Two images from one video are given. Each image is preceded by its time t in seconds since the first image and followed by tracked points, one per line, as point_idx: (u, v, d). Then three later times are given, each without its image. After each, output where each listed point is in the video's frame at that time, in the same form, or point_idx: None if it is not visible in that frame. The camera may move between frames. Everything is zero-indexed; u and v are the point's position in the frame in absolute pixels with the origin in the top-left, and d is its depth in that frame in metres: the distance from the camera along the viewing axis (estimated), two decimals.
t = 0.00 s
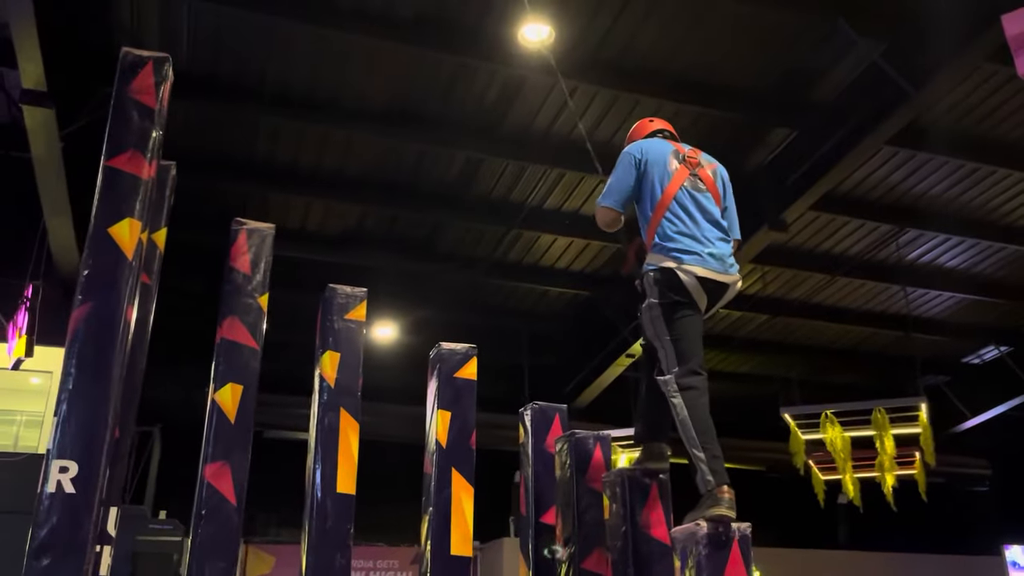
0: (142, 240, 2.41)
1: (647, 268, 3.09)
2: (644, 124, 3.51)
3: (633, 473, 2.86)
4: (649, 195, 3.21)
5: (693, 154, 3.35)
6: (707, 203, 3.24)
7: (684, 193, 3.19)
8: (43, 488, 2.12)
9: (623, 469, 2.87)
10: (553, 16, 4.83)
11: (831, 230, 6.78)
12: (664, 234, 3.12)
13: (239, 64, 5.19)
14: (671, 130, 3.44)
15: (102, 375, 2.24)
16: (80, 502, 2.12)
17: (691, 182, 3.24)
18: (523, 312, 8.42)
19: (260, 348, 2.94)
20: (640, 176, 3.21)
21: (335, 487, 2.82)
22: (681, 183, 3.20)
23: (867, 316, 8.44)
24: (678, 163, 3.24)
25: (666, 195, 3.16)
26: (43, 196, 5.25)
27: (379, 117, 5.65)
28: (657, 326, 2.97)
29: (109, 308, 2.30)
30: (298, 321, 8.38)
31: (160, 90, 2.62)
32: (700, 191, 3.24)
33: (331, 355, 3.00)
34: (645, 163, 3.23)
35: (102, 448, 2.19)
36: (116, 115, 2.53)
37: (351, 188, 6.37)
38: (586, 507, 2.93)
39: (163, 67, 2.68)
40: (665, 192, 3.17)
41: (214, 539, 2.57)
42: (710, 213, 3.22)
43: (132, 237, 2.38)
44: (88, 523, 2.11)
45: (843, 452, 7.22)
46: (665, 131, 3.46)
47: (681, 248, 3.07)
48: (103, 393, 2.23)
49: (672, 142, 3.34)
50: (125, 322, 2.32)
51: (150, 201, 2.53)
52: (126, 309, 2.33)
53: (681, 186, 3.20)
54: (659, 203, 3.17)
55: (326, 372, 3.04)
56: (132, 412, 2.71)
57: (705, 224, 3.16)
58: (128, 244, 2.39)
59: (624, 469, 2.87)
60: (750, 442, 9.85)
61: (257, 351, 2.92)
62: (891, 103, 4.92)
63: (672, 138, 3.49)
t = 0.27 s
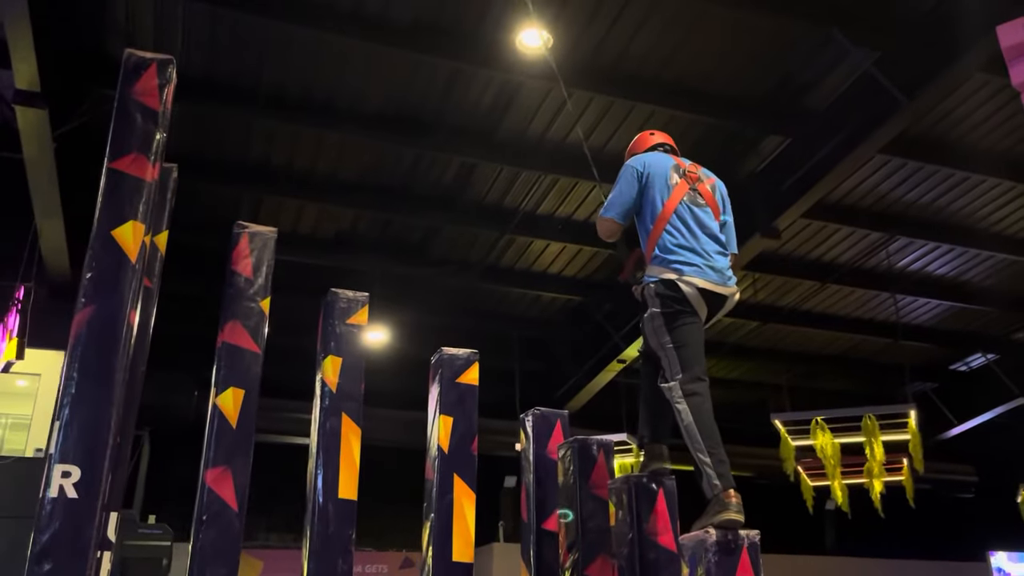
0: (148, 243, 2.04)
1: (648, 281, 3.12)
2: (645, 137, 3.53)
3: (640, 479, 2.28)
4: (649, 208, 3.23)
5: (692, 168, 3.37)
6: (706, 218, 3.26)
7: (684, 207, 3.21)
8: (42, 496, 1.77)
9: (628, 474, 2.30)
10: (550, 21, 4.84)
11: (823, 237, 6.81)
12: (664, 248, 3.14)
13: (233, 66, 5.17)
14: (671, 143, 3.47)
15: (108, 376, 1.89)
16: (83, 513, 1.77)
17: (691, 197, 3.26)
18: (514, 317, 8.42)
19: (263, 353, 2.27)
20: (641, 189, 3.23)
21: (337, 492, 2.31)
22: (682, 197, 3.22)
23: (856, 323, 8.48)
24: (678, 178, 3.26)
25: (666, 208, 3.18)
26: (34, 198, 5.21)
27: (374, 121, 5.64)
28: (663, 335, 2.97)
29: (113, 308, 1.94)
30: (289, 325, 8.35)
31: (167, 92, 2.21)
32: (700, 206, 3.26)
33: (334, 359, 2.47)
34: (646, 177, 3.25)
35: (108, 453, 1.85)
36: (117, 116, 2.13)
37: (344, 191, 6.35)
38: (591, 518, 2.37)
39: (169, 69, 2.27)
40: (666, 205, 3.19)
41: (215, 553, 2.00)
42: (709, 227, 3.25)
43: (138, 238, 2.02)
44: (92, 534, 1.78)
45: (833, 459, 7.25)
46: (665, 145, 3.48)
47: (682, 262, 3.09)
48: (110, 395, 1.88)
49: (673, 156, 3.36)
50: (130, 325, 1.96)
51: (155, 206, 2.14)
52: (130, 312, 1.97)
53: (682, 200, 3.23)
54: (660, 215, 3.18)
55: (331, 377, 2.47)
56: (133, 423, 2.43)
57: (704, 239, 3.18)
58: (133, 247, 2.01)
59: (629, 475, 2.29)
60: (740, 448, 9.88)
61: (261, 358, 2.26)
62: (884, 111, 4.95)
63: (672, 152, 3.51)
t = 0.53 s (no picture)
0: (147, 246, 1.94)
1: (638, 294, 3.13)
2: (628, 163, 3.57)
3: (640, 485, 2.32)
4: (636, 226, 3.25)
5: (675, 190, 3.41)
6: (692, 234, 3.29)
7: (670, 223, 3.24)
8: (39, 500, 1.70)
9: (627, 479, 2.33)
10: (543, 26, 4.85)
11: (809, 244, 6.87)
12: (653, 263, 3.16)
13: (224, 69, 5.15)
14: (651, 168, 3.52)
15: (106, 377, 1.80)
16: (82, 518, 1.69)
17: (676, 215, 3.29)
18: (501, 322, 8.43)
19: (259, 357, 2.24)
20: (626, 208, 3.26)
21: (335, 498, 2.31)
22: (667, 214, 3.25)
23: (841, 329, 8.55)
24: (661, 197, 3.29)
25: (653, 224, 3.20)
26: (21, 200, 5.17)
27: (365, 125, 5.64)
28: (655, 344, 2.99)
29: (113, 307, 1.86)
30: (276, 329, 8.31)
31: (165, 96, 2.12)
32: (685, 222, 3.29)
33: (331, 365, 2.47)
34: (629, 198, 3.28)
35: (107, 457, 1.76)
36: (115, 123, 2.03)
37: (332, 195, 6.34)
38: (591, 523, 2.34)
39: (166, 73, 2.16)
40: (652, 222, 3.21)
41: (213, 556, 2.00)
42: (695, 243, 3.27)
43: (138, 241, 1.92)
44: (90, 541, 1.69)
45: (818, 463, 7.31)
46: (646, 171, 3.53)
47: (670, 274, 3.11)
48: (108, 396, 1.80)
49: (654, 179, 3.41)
50: (129, 328, 1.87)
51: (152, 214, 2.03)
52: (131, 312, 1.88)
53: (667, 218, 3.25)
54: (647, 232, 3.20)
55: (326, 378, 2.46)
56: (130, 423, 2.37)
57: (691, 252, 3.21)
58: (133, 250, 1.91)
59: (629, 480, 2.32)
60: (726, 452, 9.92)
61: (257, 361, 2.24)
62: (872, 118, 5.00)
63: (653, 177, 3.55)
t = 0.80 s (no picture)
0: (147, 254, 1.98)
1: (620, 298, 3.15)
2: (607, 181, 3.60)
3: (637, 489, 2.34)
4: (618, 236, 3.27)
5: (653, 204, 3.44)
6: (672, 243, 3.32)
7: (650, 231, 3.27)
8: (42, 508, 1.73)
9: (624, 483, 2.35)
10: (536, 33, 4.88)
11: (797, 248, 6.93)
12: (634, 269, 3.18)
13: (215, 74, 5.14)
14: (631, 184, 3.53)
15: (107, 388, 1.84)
16: (85, 524, 1.72)
17: (656, 225, 3.32)
18: (491, 326, 8.44)
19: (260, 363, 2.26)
20: (608, 221, 3.28)
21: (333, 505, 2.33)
22: (647, 224, 3.28)
23: (828, 332, 8.61)
24: (642, 209, 3.32)
25: (633, 233, 3.23)
26: (10, 205, 5.14)
27: (356, 129, 5.64)
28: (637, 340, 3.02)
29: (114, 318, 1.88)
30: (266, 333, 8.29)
31: (165, 103, 2.14)
32: (665, 232, 3.32)
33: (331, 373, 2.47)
34: (610, 211, 3.31)
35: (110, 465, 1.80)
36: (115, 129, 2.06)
37: (323, 199, 6.34)
38: (587, 529, 2.35)
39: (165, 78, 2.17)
40: (632, 232, 3.24)
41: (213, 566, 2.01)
42: (675, 251, 3.30)
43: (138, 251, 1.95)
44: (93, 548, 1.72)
45: (807, 466, 7.36)
46: (631, 188, 3.52)
47: (650, 278, 3.13)
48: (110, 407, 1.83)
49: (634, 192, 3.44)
50: (130, 338, 1.90)
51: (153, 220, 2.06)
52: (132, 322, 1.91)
53: (648, 228, 3.28)
54: (627, 242, 3.23)
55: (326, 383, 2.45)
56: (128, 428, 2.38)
57: (671, 259, 3.25)
58: (133, 259, 1.95)
59: (624, 484, 2.34)
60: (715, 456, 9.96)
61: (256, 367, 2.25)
62: (860, 124, 5.06)
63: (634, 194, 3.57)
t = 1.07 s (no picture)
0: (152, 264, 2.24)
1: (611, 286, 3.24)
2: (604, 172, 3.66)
3: (645, 494, 2.36)
4: (612, 228, 3.35)
5: (649, 195, 3.50)
6: (664, 233, 3.38)
7: (643, 223, 3.34)
8: (55, 512, 1.98)
9: (633, 489, 2.36)
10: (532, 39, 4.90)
11: (788, 251, 6.99)
12: (625, 259, 3.27)
13: (211, 80, 5.15)
14: (628, 176, 3.59)
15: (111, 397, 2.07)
16: (92, 529, 1.98)
17: (650, 216, 3.39)
18: (484, 329, 8.45)
19: (262, 368, 2.61)
20: (605, 212, 3.34)
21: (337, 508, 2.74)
22: (641, 217, 3.35)
23: (819, 334, 8.68)
24: (635, 201, 3.39)
25: (626, 225, 3.31)
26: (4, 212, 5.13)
27: (351, 134, 5.66)
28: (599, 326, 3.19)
29: (118, 328, 2.13)
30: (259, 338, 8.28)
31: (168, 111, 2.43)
32: (659, 223, 3.39)
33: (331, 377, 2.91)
34: (605, 202, 3.37)
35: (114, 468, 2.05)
36: (121, 140, 2.35)
37: (317, 204, 6.34)
38: (591, 533, 2.34)
39: (169, 89, 2.50)
40: (625, 224, 3.32)
41: (217, 565, 2.30)
42: (667, 242, 3.36)
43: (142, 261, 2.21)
44: (102, 544, 1.99)
45: (799, 468, 7.42)
46: (625, 179, 3.58)
47: (639, 269, 3.21)
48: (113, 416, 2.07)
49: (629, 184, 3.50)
50: (134, 346, 2.15)
51: (156, 227, 2.34)
52: (135, 331, 2.16)
53: (641, 219, 3.35)
54: (621, 233, 3.31)
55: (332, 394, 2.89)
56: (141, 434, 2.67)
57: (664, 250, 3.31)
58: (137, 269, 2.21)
59: (633, 490, 2.35)
60: (708, 458, 10.00)
61: (258, 374, 2.60)
62: (851, 129, 5.11)
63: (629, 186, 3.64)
